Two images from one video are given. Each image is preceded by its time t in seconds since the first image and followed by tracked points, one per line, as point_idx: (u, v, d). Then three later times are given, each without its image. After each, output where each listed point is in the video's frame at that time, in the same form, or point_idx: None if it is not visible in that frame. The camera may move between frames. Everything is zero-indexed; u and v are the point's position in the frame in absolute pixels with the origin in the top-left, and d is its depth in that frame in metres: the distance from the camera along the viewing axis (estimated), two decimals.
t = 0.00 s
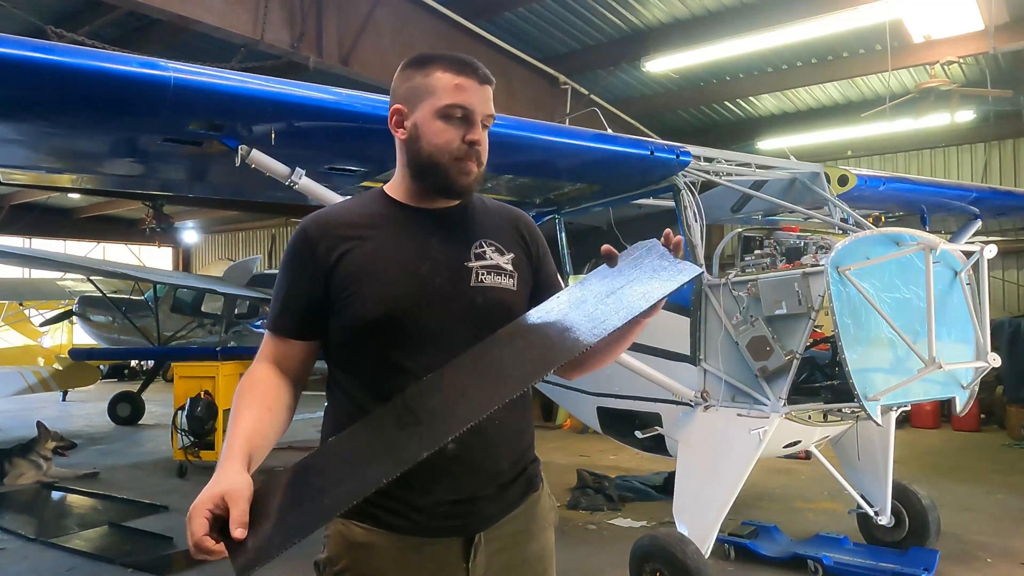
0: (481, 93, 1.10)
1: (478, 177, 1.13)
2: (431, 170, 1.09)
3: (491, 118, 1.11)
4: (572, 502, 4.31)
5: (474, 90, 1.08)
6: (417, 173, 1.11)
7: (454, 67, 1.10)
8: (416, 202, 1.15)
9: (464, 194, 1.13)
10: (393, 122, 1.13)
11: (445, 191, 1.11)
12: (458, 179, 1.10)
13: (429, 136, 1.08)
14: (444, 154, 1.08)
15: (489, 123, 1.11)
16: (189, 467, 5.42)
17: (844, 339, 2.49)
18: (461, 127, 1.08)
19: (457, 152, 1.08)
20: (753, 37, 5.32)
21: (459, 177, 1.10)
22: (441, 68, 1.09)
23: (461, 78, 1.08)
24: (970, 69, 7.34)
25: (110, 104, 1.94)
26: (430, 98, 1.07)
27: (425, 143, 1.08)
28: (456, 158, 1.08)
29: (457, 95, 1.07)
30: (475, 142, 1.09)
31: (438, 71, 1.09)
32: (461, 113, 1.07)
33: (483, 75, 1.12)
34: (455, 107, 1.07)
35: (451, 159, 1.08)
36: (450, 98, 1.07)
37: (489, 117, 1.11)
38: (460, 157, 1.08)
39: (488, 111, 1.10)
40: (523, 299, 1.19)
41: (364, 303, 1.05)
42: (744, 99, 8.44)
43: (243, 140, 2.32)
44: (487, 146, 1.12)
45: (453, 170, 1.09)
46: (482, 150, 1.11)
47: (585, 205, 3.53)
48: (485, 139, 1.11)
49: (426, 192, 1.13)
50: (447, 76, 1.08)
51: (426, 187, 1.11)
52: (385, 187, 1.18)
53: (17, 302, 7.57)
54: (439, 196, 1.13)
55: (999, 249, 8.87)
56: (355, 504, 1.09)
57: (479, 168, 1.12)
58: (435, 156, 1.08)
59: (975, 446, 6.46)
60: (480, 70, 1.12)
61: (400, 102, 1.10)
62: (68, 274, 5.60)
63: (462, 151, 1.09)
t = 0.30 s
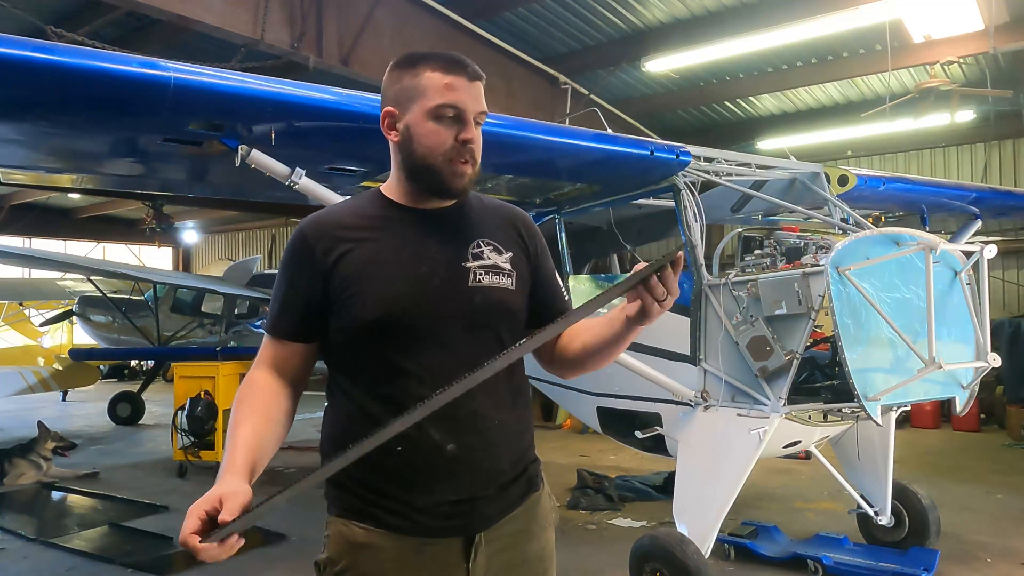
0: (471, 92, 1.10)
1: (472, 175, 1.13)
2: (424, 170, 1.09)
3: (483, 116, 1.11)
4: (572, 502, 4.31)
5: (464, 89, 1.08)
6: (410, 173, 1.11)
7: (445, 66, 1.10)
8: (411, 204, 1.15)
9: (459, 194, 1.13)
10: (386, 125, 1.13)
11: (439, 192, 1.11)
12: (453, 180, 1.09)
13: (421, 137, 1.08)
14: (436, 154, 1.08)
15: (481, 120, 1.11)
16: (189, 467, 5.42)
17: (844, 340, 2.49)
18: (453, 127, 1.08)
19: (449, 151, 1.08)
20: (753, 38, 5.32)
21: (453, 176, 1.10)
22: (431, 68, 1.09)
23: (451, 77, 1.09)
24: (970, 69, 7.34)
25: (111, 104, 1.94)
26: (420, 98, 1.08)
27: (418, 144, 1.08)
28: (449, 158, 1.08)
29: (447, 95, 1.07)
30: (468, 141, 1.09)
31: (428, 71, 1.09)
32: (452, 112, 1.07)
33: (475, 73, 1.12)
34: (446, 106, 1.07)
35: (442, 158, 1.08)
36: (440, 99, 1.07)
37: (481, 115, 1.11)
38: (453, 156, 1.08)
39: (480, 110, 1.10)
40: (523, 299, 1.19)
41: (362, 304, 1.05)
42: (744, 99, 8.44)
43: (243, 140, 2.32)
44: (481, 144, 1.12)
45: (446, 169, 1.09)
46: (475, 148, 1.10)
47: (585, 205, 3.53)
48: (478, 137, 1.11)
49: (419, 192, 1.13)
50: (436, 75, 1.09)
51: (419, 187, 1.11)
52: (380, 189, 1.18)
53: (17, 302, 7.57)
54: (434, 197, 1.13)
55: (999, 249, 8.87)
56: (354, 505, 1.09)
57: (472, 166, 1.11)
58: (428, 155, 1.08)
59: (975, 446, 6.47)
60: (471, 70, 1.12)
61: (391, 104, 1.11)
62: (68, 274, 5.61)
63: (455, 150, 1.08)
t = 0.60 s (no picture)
0: (462, 92, 1.08)
1: (468, 175, 1.12)
2: (418, 172, 1.09)
3: (475, 115, 1.10)
4: (571, 502, 4.31)
5: (454, 89, 1.07)
6: (405, 175, 1.11)
7: (434, 66, 1.09)
8: (409, 204, 1.15)
9: (456, 194, 1.12)
10: (381, 127, 1.14)
11: (434, 193, 1.11)
12: (446, 181, 1.09)
13: (412, 140, 1.08)
14: (428, 156, 1.08)
15: (473, 120, 1.10)
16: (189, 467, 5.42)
17: (844, 340, 2.49)
18: (443, 128, 1.07)
19: (441, 153, 1.08)
20: (753, 38, 5.32)
21: (447, 178, 1.09)
22: (420, 69, 1.09)
23: (440, 77, 1.08)
24: (970, 69, 7.33)
25: (110, 104, 1.94)
26: (410, 100, 1.07)
27: (410, 147, 1.08)
28: (441, 159, 1.08)
29: (436, 96, 1.06)
30: (459, 141, 1.08)
31: (418, 72, 1.08)
32: (441, 113, 1.06)
33: (467, 73, 1.11)
34: (435, 107, 1.06)
35: (435, 160, 1.08)
36: (428, 101, 1.06)
37: (473, 114, 1.09)
38: (445, 157, 1.08)
39: (472, 109, 1.09)
40: (522, 299, 1.18)
41: (362, 304, 1.05)
42: (744, 99, 8.44)
43: (243, 140, 2.32)
44: (475, 144, 1.11)
45: (439, 170, 1.08)
46: (469, 148, 1.09)
47: (585, 205, 3.53)
48: (471, 137, 1.10)
49: (416, 194, 1.13)
50: (425, 77, 1.08)
51: (415, 189, 1.12)
52: (379, 190, 1.18)
53: (17, 302, 7.56)
54: (430, 198, 1.13)
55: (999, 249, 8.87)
56: (353, 505, 1.10)
57: (467, 166, 1.10)
58: (420, 157, 1.08)
59: (975, 446, 6.46)
60: (463, 69, 1.11)
61: (384, 107, 1.11)
62: (68, 274, 5.61)
63: (447, 151, 1.08)
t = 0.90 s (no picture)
0: (448, 92, 1.08)
1: (459, 174, 1.12)
2: (408, 174, 1.09)
3: (463, 114, 1.09)
4: (571, 502, 4.31)
5: (440, 90, 1.07)
6: (396, 177, 1.11)
7: (420, 68, 1.09)
8: (403, 205, 1.15)
9: (448, 194, 1.12)
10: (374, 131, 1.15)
11: (425, 194, 1.11)
12: (435, 181, 1.09)
13: (400, 142, 1.08)
14: (416, 157, 1.08)
15: (461, 119, 1.09)
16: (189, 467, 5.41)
17: (844, 339, 2.49)
18: (429, 129, 1.07)
19: (428, 154, 1.08)
20: (753, 38, 5.32)
21: (437, 178, 1.09)
22: (407, 71, 1.09)
23: (425, 79, 1.08)
24: (970, 69, 7.33)
25: (110, 104, 1.94)
26: (397, 103, 1.08)
27: (398, 149, 1.09)
28: (430, 160, 1.08)
29: (421, 97, 1.06)
30: (446, 141, 1.08)
31: (404, 75, 1.09)
32: (427, 114, 1.06)
33: (455, 72, 1.11)
34: (421, 109, 1.06)
35: (423, 160, 1.08)
36: (413, 103, 1.06)
37: (461, 114, 1.09)
38: (433, 158, 1.08)
39: (459, 108, 1.09)
40: (521, 299, 1.18)
41: (360, 304, 1.05)
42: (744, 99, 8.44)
43: (243, 140, 2.32)
44: (464, 143, 1.10)
45: (428, 171, 1.08)
46: (457, 148, 1.09)
47: (585, 205, 3.53)
48: (459, 137, 1.09)
49: (408, 196, 1.13)
50: (410, 79, 1.08)
51: (408, 191, 1.12)
52: (376, 191, 1.19)
53: (17, 302, 7.56)
54: (423, 199, 1.13)
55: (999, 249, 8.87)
56: (351, 505, 1.10)
57: (457, 166, 1.10)
58: (408, 159, 1.08)
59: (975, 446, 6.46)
60: (451, 69, 1.11)
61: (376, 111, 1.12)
62: (68, 274, 5.61)
63: (434, 152, 1.08)
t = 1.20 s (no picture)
0: (431, 97, 1.05)
1: (450, 178, 1.11)
2: (399, 181, 1.10)
3: (448, 119, 1.07)
4: (571, 502, 4.31)
5: (421, 98, 1.05)
6: (390, 182, 1.13)
7: (403, 73, 1.07)
8: (400, 205, 1.15)
9: (441, 197, 1.12)
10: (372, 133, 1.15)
11: (417, 199, 1.12)
12: (423, 189, 1.10)
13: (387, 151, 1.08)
14: (402, 165, 1.08)
15: (447, 123, 1.07)
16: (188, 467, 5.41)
17: (844, 339, 2.49)
18: (412, 137, 1.06)
19: (414, 162, 1.07)
20: (752, 38, 5.32)
21: (425, 183, 1.10)
22: (390, 78, 1.07)
23: (406, 87, 1.06)
24: (970, 69, 7.33)
25: (109, 104, 1.94)
26: (381, 110, 1.07)
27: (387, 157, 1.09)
28: (416, 169, 1.08)
29: (402, 106, 1.05)
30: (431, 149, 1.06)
31: (387, 82, 1.07)
32: (409, 123, 1.05)
33: (441, 75, 1.07)
34: (403, 119, 1.05)
35: (409, 169, 1.08)
36: (395, 112, 1.05)
37: (446, 118, 1.06)
38: (418, 166, 1.07)
39: (444, 114, 1.06)
40: (521, 300, 1.18)
41: (360, 302, 1.05)
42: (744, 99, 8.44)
43: (243, 140, 2.32)
44: (452, 147, 1.08)
45: (416, 178, 1.09)
46: (443, 154, 1.07)
47: (585, 205, 3.53)
48: (446, 142, 1.07)
49: (402, 198, 1.14)
50: (393, 86, 1.06)
51: (401, 195, 1.13)
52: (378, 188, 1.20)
53: (17, 302, 7.57)
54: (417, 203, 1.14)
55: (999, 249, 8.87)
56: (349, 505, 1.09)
57: (444, 171, 1.09)
58: (397, 168, 1.09)
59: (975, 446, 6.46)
60: (437, 70, 1.07)
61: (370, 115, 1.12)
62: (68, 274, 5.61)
63: (420, 160, 1.07)
